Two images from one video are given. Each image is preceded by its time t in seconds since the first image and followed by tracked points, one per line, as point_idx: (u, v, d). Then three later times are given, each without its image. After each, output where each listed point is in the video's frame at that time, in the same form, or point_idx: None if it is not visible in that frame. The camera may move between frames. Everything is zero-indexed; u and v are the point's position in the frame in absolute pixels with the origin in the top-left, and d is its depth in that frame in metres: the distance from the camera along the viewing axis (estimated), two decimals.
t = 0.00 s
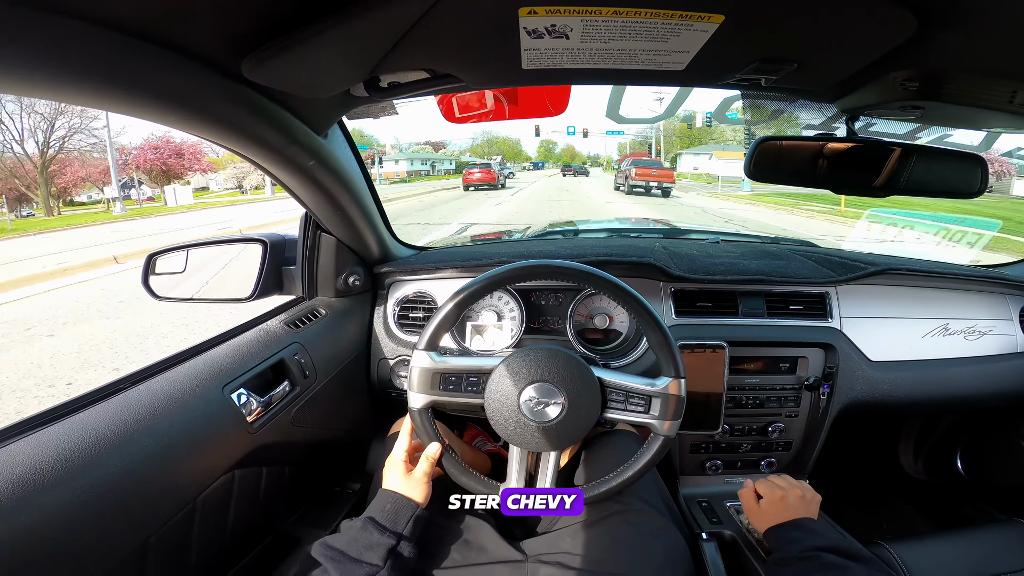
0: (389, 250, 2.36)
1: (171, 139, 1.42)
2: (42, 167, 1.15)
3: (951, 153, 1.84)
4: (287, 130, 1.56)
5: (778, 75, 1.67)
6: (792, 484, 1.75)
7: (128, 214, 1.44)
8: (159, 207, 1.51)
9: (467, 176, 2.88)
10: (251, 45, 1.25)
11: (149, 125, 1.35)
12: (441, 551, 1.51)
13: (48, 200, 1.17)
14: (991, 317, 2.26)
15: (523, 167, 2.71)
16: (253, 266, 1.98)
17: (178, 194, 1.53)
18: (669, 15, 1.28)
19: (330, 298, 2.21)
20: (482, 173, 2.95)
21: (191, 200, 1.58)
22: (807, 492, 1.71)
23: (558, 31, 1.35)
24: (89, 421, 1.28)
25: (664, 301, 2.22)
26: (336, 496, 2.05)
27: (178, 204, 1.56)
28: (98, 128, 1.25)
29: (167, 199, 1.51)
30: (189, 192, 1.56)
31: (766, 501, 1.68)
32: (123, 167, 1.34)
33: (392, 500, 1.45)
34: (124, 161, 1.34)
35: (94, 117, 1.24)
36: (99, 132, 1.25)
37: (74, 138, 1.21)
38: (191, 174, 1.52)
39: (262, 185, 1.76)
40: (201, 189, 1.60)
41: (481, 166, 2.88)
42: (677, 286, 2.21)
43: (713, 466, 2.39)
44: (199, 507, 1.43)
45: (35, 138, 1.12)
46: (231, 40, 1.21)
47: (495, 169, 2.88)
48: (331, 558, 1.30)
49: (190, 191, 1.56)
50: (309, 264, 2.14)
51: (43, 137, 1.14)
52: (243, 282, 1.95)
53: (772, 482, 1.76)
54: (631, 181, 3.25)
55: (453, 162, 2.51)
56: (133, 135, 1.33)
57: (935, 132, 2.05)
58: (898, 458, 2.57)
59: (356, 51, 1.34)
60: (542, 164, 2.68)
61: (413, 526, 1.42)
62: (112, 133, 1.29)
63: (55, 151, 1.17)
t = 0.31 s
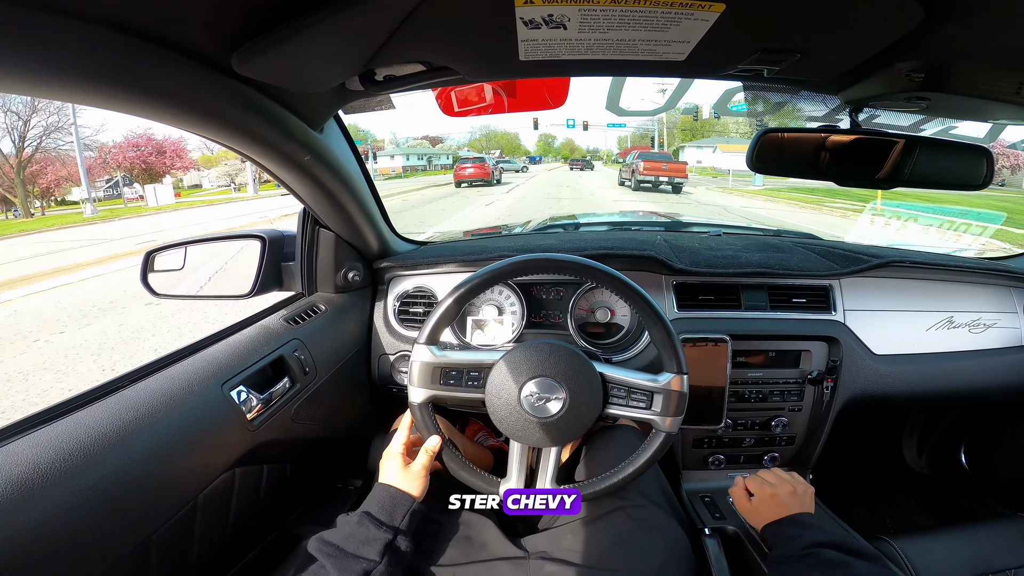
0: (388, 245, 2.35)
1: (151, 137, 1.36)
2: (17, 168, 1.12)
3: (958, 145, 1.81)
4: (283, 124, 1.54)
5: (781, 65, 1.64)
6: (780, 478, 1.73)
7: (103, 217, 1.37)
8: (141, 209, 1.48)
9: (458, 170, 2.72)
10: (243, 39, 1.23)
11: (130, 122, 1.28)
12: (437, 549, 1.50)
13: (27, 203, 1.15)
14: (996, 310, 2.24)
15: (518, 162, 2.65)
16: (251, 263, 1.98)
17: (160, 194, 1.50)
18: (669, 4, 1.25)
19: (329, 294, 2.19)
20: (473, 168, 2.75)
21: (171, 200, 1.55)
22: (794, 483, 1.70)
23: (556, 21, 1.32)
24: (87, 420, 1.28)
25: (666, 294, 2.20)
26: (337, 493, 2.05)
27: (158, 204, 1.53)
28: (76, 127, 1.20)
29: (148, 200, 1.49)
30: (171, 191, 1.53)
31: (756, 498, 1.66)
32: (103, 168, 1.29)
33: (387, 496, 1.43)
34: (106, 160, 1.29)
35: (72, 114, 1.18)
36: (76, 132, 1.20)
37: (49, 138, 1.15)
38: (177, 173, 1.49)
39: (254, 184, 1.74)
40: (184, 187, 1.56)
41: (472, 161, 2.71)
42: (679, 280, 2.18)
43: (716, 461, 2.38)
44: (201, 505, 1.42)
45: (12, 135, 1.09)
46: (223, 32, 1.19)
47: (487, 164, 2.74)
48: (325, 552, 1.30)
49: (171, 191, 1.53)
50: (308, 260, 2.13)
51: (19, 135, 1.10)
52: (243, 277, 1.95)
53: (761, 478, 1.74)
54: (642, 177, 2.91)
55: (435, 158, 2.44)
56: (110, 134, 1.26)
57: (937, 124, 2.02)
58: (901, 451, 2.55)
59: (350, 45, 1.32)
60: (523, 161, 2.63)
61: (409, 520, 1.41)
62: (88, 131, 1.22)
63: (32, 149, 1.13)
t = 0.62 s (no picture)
0: (387, 247, 2.35)
1: (133, 141, 1.34)
2: None
3: (958, 141, 1.80)
4: (280, 127, 1.55)
5: (775, 62, 1.63)
6: (765, 479, 1.72)
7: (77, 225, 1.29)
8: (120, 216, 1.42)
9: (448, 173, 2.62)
10: (236, 43, 1.23)
11: (109, 125, 1.27)
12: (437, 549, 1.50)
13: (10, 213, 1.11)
14: (999, 305, 2.22)
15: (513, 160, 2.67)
16: (252, 267, 1.98)
17: (140, 200, 1.43)
18: (661, 2, 1.25)
19: (329, 296, 2.20)
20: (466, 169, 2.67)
21: (152, 206, 1.49)
22: (778, 483, 1.69)
23: (548, 21, 1.32)
24: (89, 424, 1.28)
25: (666, 293, 2.19)
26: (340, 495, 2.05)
27: (139, 211, 1.46)
28: (55, 130, 1.19)
29: (128, 207, 1.41)
30: (150, 197, 1.45)
31: (743, 501, 1.64)
32: (85, 174, 1.27)
33: (354, 490, 1.46)
34: (85, 165, 1.26)
35: (49, 118, 1.18)
36: (56, 136, 1.18)
37: (28, 143, 1.13)
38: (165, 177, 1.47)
39: (245, 188, 1.73)
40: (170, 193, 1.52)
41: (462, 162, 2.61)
42: (679, 279, 2.18)
43: (718, 460, 2.37)
44: (204, 508, 1.43)
45: None
46: (217, 36, 1.19)
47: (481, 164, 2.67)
48: (299, 547, 1.30)
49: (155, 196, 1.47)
50: (308, 262, 2.14)
51: None
52: (243, 281, 1.96)
53: (747, 480, 1.72)
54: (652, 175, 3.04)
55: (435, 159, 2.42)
56: (89, 137, 1.24)
57: (936, 119, 2.02)
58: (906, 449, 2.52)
59: (343, 47, 1.32)
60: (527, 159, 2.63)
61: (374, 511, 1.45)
62: (67, 135, 1.20)
63: (10, 156, 1.11)
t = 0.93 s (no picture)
0: (393, 249, 2.35)
1: (118, 140, 1.27)
2: None
3: (959, 146, 1.81)
4: (288, 128, 1.55)
5: (787, 66, 1.64)
6: (765, 484, 1.73)
7: (47, 230, 1.20)
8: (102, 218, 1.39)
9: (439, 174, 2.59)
10: (249, 42, 1.23)
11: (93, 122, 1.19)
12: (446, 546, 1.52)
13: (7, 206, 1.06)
14: (1005, 310, 2.22)
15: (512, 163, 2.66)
16: (258, 267, 2.01)
17: (121, 202, 1.40)
18: (674, 6, 1.25)
19: (335, 297, 2.20)
20: (458, 172, 2.70)
21: (135, 210, 1.48)
22: (778, 487, 1.69)
23: (561, 24, 1.33)
24: (96, 423, 1.28)
25: (672, 296, 2.19)
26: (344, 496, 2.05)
27: (120, 212, 1.43)
28: (38, 129, 1.10)
29: (110, 208, 1.39)
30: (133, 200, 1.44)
31: (745, 507, 1.65)
32: (68, 176, 1.20)
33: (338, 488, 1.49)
34: (67, 165, 1.18)
35: (30, 115, 1.09)
36: (39, 136, 1.10)
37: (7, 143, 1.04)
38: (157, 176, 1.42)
39: (238, 189, 1.71)
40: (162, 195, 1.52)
41: (455, 163, 2.61)
42: (685, 282, 2.18)
43: (722, 463, 2.37)
44: (209, 509, 1.43)
45: None
46: (227, 36, 1.20)
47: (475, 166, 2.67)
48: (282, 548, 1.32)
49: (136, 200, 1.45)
50: (314, 263, 2.14)
51: None
52: (250, 281, 1.97)
53: (747, 486, 1.74)
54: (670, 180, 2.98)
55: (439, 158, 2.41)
56: (72, 136, 1.17)
57: (946, 123, 2.00)
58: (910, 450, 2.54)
59: (355, 49, 1.32)
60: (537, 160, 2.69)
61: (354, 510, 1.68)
62: (50, 134, 1.12)
63: None
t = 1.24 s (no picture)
0: (388, 249, 2.35)
1: (93, 144, 1.26)
2: None
3: (956, 137, 1.79)
4: (278, 129, 1.55)
5: (775, 60, 1.63)
6: (756, 480, 1.72)
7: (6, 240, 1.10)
8: (76, 224, 1.28)
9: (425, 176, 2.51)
10: (234, 43, 1.23)
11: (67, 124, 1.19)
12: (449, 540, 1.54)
13: None
14: (1003, 303, 2.20)
15: (509, 162, 2.66)
16: (253, 269, 1.98)
17: (98, 208, 1.32)
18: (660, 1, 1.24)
19: (331, 298, 2.20)
20: (444, 172, 2.60)
21: (110, 216, 1.38)
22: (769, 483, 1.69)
23: (545, 20, 1.32)
24: (90, 427, 1.28)
25: (668, 293, 2.18)
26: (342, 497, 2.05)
27: (95, 219, 1.33)
28: (11, 134, 1.09)
29: (85, 214, 1.29)
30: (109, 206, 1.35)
31: (738, 503, 1.64)
32: (45, 182, 1.15)
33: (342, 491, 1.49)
34: (43, 173, 1.15)
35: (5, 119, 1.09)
36: (12, 139, 1.08)
37: None
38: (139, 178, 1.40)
39: (226, 193, 1.73)
40: (149, 199, 1.48)
41: (440, 162, 2.52)
42: (681, 278, 2.16)
43: (721, 460, 2.36)
44: (206, 510, 1.42)
45: None
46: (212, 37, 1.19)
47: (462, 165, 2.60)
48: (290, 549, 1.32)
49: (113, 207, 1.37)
50: (309, 264, 2.14)
51: None
52: (244, 284, 1.96)
53: (739, 482, 1.73)
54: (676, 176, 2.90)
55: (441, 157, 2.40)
56: (46, 140, 1.14)
57: (938, 117, 2.01)
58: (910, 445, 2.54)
59: (341, 48, 1.32)
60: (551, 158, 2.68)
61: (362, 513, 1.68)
62: (24, 137, 1.10)
63: None
